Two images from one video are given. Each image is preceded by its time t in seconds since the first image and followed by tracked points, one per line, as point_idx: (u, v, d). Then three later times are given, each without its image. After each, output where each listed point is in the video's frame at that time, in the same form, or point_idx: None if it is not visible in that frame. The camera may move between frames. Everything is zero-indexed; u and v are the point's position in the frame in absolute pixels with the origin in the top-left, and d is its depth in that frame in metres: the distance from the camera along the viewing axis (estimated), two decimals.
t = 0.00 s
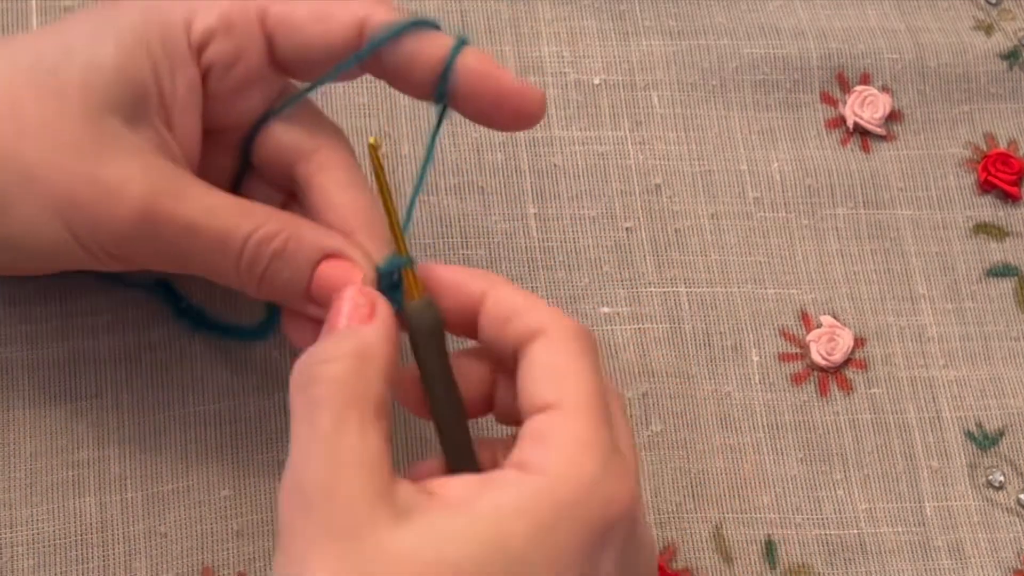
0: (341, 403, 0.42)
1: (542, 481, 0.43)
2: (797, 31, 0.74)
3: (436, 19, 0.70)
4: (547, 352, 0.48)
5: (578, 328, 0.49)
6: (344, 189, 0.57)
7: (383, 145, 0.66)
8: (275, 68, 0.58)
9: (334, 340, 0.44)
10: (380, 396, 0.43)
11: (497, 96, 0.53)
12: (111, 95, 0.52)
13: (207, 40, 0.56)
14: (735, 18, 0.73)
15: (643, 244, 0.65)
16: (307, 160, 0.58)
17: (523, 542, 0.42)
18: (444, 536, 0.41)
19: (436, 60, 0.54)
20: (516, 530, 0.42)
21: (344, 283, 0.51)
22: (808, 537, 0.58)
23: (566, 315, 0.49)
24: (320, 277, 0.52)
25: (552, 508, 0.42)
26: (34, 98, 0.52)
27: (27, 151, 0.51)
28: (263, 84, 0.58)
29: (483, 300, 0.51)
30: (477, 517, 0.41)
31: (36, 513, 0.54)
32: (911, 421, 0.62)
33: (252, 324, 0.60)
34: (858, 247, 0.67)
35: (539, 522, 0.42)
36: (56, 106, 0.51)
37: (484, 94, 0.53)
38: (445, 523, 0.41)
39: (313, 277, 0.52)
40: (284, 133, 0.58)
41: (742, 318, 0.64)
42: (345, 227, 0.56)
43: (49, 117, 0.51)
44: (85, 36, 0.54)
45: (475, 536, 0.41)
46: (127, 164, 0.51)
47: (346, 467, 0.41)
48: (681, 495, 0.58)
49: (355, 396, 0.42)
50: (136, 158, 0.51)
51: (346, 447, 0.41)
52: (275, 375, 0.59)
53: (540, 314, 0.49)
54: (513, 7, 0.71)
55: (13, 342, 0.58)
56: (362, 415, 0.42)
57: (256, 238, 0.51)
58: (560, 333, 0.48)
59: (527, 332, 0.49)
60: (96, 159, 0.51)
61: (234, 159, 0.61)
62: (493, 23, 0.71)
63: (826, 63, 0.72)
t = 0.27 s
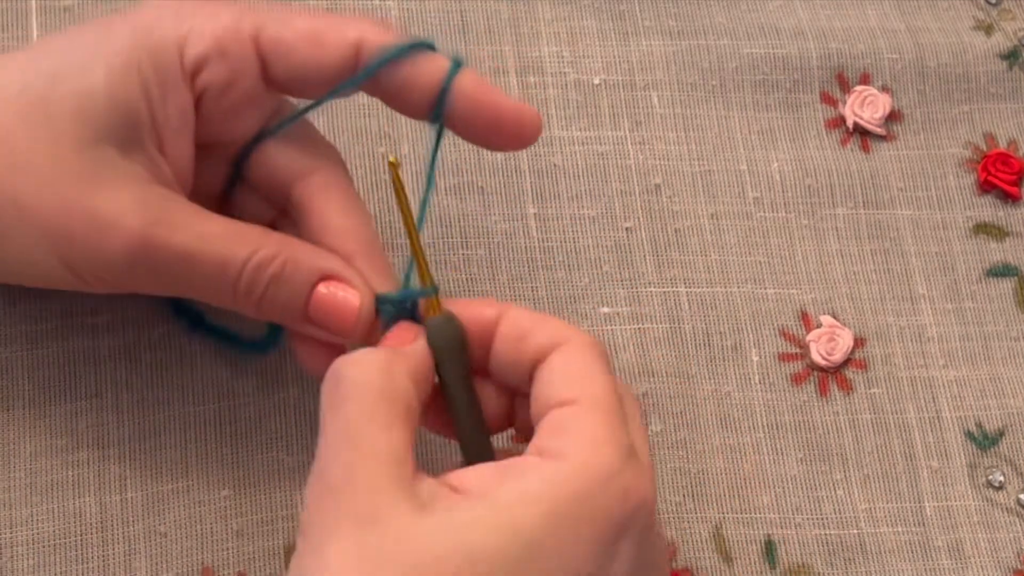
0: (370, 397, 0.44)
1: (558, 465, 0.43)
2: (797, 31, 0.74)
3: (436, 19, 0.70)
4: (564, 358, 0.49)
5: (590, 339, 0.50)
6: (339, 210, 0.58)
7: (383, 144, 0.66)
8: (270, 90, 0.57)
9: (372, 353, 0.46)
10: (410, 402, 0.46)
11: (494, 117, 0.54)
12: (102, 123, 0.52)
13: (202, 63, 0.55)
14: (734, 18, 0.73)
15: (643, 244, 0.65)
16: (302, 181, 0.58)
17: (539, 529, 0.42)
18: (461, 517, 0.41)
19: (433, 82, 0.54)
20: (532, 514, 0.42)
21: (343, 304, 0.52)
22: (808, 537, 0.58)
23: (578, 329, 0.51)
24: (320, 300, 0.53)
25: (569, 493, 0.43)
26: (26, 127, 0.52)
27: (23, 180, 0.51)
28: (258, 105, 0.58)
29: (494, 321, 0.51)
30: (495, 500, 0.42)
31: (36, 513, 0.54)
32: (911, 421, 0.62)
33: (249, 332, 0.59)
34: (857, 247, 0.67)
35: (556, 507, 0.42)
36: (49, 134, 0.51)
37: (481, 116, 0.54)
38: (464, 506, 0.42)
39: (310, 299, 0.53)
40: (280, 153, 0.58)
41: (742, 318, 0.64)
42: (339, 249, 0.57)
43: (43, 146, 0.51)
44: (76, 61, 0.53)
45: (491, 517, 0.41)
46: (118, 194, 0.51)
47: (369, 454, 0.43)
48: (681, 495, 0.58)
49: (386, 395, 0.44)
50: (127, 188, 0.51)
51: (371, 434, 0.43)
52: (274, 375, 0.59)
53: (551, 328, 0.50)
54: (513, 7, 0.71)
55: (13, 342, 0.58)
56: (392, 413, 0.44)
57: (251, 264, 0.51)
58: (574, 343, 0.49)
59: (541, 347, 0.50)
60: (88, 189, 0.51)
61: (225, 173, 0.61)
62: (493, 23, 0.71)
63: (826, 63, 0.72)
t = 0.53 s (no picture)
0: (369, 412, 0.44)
1: (547, 444, 0.44)
2: (797, 31, 0.74)
3: (436, 19, 0.70)
4: (566, 357, 0.49)
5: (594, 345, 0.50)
6: (344, 228, 0.58)
7: (383, 144, 0.66)
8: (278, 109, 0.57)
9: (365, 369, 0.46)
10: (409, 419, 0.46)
11: (497, 146, 0.54)
12: (108, 138, 0.52)
13: (210, 80, 0.55)
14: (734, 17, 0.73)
15: (643, 244, 0.65)
16: (307, 198, 0.58)
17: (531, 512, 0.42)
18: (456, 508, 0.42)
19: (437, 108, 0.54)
20: (524, 497, 0.42)
21: (348, 324, 0.52)
22: (808, 537, 0.58)
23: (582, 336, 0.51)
24: (324, 319, 0.52)
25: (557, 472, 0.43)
26: (30, 138, 0.52)
27: (25, 191, 0.51)
28: (265, 125, 0.57)
29: (501, 343, 0.51)
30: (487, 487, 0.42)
31: (36, 513, 0.54)
32: (911, 421, 0.62)
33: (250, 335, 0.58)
34: (858, 246, 0.67)
35: (546, 487, 0.43)
36: (53, 147, 0.51)
37: (484, 145, 0.54)
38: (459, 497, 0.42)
39: (313, 319, 0.52)
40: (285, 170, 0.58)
41: (742, 318, 0.64)
42: (344, 268, 0.57)
43: (46, 159, 0.51)
44: (82, 74, 0.53)
45: (486, 507, 0.42)
46: (123, 210, 0.51)
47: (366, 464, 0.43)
48: (681, 495, 0.58)
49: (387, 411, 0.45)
50: (133, 204, 0.51)
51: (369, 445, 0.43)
52: (274, 374, 0.59)
53: (555, 337, 0.50)
54: (513, 6, 0.71)
55: (13, 342, 0.58)
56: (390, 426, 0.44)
57: (256, 283, 0.51)
58: (577, 347, 0.50)
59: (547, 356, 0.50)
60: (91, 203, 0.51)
61: (228, 189, 0.60)
62: (494, 23, 0.71)
63: (826, 63, 0.72)
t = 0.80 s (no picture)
0: (369, 418, 0.44)
1: (567, 461, 0.43)
2: (798, 31, 0.74)
3: (436, 19, 0.70)
4: (571, 364, 0.48)
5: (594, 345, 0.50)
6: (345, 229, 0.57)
7: (384, 144, 0.66)
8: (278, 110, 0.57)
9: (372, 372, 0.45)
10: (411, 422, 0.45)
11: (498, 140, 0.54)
12: (108, 139, 0.52)
13: (210, 82, 0.55)
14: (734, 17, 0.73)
15: (642, 244, 0.65)
16: (307, 199, 0.58)
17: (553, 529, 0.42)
18: (473, 523, 0.42)
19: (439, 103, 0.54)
20: (539, 508, 0.42)
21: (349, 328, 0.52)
22: (807, 537, 0.58)
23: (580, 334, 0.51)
24: (324, 323, 0.52)
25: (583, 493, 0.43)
26: (30, 140, 0.52)
27: (26, 193, 0.51)
28: (265, 125, 0.57)
29: (495, 337, 0.51)
30: (506, 502, 0.42)
31: (36, 513, 0.54)
32: (911, 421, 0.62)
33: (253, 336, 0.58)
34: (858, 246, 0.67)
35: (571, 506, 0.43)
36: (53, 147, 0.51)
37: (487, 140, 0.54)
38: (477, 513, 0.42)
39: (314, 323, 0.52)
40: (285, 171, 0.58)
41: (742, 318, 0.64)
42: (344, 270, 0.56)
43: (46, 159, 0.51)
44: (82, 76, 0.53)
45: (504, 522, 0.42)
46: (124, 211, 0.51)
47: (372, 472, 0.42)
48: (681, 494, 0.58)
49: (389, 416, 0.44)
50: (133, 205, 0.51)
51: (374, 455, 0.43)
52: (275, 374, 0.59)
53: (553, 335, 0.50)
54: (513, 6, 0.71)
55: (13, 341, 0.58)
56: (393, 433, 0.44)
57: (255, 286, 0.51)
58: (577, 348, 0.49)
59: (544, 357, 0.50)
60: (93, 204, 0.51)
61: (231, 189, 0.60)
62: (494, 23, 0.71)
63: (826, 63, 0.72)
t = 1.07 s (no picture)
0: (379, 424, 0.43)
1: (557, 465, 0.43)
2: (797, 31, 0.74)
3: (435, 19, 0.70)
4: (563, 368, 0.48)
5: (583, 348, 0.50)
6: (346, 227, 0.57)
7: (383, 145, 0.66)
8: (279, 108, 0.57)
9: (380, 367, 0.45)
10: (419, 422, 0.45)
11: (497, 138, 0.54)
12: (108, 138, 0.52)
13: (211, 80, 0.55)
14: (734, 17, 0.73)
15: (642, 244, 0.65)
16: (308, 197, 0.58)
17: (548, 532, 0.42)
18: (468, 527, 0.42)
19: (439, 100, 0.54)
20: (539, 510, 0.42)
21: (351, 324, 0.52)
22: (808, 537, 0.58)
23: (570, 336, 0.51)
24: (326, 321, 0.52)
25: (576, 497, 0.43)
26: (30, 139, 0.52)
27: (27, 192, 0.51)
28: (265, 123, 0.57)
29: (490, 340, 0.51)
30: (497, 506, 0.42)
31: (35, 513, 0.54)
32: (911, 421, 0.62)
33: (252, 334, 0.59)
34: (857, 246, 0.67)
35: (567, 509, 0.42)
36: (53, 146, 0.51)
37: (487, 137, 0.54)
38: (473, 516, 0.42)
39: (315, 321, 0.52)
40: (286, 169, 0.58)
41: (742, 318, 0.64)
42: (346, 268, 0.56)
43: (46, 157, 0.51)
44: (82, 76, 0.53)
45: (501, 524, 0.42)
46: (125, 209, 0.51)
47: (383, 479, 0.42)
48: (681, 494, 0.58)
49: (398, 419, 0.44)
50: (134, 203, 0.51)
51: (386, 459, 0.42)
52: (275, 374, 0.59)
53: (543, 338, 0.50)
54: (513, 7, 0.71)
55: (13, 341, 0.58)
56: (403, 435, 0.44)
57: (257, 284, 0.51)
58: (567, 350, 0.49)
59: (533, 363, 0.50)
60: (94, 202, 0.51)
61: (230, 189, 0.60)
62: (493, 23, 0.71)
63: (826, 63, 0.72)
